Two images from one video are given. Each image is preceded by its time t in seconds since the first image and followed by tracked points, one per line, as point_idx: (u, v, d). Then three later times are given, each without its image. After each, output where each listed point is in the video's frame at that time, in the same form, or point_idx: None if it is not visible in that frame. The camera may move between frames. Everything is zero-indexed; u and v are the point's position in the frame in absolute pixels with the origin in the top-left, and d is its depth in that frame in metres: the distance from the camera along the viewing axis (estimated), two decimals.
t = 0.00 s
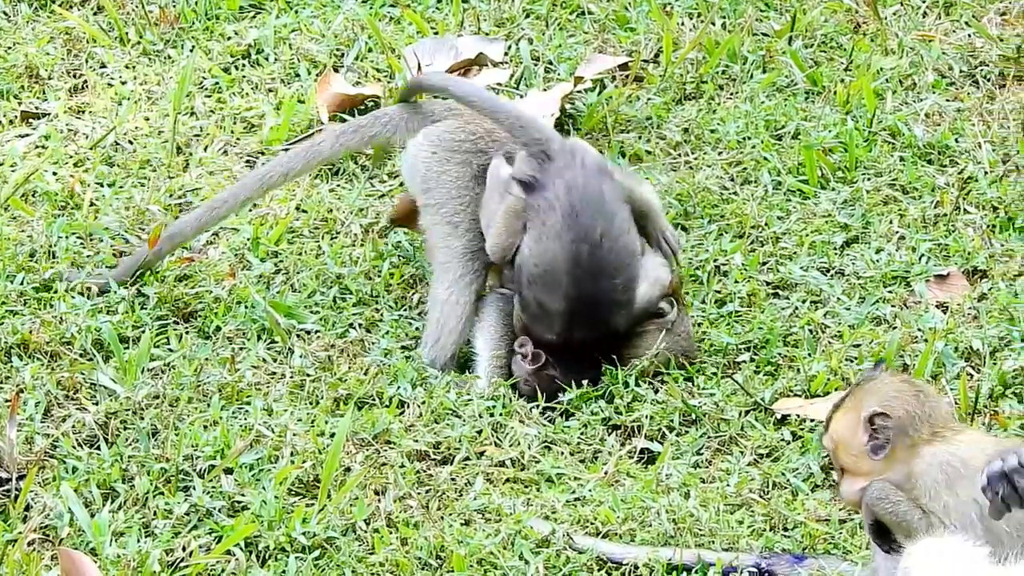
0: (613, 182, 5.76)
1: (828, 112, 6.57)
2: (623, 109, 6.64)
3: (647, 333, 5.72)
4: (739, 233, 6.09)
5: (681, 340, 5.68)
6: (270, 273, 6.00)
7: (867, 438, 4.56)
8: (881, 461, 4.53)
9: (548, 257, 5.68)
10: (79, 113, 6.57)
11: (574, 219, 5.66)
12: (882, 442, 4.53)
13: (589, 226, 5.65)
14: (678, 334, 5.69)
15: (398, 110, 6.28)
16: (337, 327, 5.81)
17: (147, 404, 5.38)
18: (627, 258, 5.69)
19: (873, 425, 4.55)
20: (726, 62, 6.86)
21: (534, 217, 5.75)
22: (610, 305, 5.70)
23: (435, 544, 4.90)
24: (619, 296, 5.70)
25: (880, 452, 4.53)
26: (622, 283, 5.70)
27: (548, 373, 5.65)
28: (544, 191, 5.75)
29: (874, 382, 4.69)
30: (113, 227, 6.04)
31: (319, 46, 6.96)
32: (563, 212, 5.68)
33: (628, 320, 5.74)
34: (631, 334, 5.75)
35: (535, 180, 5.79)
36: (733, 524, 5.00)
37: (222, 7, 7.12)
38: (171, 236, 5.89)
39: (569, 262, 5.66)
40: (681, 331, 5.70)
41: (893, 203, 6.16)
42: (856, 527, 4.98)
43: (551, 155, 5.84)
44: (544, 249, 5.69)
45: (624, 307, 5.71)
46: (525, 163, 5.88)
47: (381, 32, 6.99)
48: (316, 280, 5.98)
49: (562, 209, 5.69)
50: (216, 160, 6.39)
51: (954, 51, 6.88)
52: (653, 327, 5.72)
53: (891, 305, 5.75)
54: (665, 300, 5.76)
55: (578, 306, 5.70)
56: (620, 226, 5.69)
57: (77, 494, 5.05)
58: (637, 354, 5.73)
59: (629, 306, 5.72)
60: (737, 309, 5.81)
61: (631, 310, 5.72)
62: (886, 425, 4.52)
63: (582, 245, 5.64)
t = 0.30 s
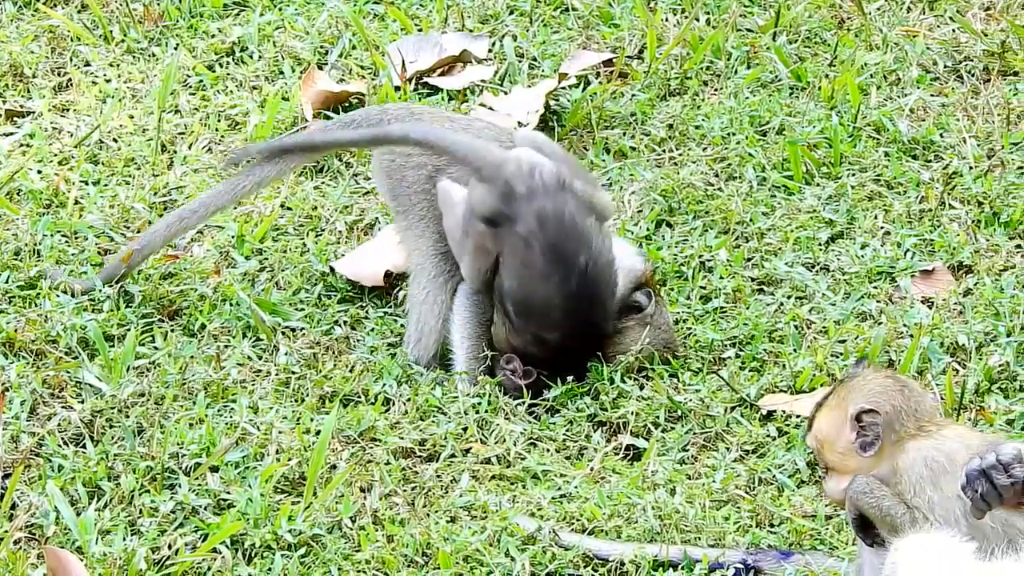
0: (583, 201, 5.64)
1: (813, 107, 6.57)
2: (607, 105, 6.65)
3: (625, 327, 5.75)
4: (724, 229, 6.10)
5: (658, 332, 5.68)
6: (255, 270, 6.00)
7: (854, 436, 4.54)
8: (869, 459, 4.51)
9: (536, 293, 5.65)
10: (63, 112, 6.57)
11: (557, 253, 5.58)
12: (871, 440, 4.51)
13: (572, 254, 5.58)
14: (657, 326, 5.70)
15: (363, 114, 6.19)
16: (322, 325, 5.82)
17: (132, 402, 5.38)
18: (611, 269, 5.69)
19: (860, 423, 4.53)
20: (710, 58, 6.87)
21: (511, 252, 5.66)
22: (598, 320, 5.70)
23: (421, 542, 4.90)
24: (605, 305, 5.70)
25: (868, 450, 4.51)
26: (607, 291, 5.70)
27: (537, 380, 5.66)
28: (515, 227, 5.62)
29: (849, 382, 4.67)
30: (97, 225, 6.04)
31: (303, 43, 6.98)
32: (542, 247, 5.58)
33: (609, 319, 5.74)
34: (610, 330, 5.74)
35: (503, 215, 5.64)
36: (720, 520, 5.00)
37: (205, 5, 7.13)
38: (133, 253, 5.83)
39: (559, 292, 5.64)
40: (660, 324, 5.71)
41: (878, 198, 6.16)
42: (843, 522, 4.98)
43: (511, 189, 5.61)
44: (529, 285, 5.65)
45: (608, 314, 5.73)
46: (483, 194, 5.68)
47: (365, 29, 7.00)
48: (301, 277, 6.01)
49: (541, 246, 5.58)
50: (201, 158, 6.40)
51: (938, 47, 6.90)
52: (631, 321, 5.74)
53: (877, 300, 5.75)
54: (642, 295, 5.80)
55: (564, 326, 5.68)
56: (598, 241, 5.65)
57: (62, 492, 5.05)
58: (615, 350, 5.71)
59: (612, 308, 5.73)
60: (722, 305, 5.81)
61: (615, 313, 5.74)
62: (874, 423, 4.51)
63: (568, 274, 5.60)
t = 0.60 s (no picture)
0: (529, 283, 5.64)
1: (802, 104, 6.57)
2: (597, 104, 6.66)
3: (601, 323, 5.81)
4: (714, 227, 6.09)
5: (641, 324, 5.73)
6: (244, 269, 6.01)
7: (859, 433, 4.42)
8: (877, 451, 4.43)
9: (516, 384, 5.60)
10: (53, 111, 6.58)
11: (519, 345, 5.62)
12: (879, 432, 4.42)
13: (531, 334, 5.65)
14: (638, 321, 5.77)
15: (313, 145, 6.19)
16: (312, 323, 5.82)
17: (122, 401, 5.39)
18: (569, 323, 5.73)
19: (862, 417, 4.43)
20: (699, 56, 6.87)
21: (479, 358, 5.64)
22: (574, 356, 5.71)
23: (411, 540, 4.90)
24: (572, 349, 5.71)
25: (877, 445, 4.42)
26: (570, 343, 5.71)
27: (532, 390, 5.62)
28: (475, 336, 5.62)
29: (837, 384, 4.57)
30: (87, 224, 6.04)
31: (292, 42, 6.99)
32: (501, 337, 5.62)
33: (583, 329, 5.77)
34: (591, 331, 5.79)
35: (462, 330, 5.61)
36: (710, 518, 5.00)
37: (195, 5, 7.15)
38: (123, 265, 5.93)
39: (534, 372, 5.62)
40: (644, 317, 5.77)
41: (868, 195, 6.16)
42: (833, 520, 4.97)
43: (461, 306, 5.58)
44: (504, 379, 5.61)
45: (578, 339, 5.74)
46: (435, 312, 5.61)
47: (354, 27, 7.01)
48: (290, 276, 6.01)
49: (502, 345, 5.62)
50: (191, 156, 6.39)
51: (927, 44, 6.90)
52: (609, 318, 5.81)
53: (867, 297, 5.74)
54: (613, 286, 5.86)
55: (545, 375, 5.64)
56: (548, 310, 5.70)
57: (53, 491, 5.05)
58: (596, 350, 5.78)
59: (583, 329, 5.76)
60: (712, 302, 5.80)
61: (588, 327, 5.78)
62: (879, 412, 4.42)
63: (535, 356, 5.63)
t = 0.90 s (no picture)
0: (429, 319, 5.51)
1: (800, 104, 6.58)
2: (595, 104, 6.66)
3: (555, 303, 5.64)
4: (711, 226, 6.09)
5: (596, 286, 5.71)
6: (242, 269, 6.02)
7: (863, 429, 4.40)
8: (877, 450, 4.39)
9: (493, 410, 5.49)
10: (51, 111, 6.59)
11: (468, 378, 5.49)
12: (883, 431, 4.39)
13: (483, 354, 5.49)
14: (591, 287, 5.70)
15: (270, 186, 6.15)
16: (309, 322, 5.82)
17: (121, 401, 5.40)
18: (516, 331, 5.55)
19: (868, 414, 4.40)
20: (697, 55, 6.87)
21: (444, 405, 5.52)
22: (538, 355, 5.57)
23: (409, 539, 4.90)
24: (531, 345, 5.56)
25: (879, 444, 4.38)
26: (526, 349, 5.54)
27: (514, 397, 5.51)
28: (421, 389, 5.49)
29: (839, 377, 4.51)
30: (85, 224, 6.05)
31: (290, 42, 7.00)
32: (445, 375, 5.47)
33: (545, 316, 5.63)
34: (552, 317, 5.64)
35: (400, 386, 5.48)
36: (708, 517, 5.00)
37: (192, 5, 7.16)
38: (121, 253, 5.97)
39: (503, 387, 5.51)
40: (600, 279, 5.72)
41: (866, 194, 6.16)
42: (830, 519, 4.97)
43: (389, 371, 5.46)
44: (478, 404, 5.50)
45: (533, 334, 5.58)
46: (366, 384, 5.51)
47: (352, 27, 7.01)
48: (288, 276, 6.01)
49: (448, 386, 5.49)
50: (188, 156, 6.40)
51: (925, 43, 6.90)
52: (557, 296, 5.64)
53: (865, 297, 5.74)
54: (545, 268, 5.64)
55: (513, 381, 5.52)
56: (473, 331, 5.49)
57: (51, 491, 5.05)
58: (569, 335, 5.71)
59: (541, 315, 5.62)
60: (710, 302, 5.79)
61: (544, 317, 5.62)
62: (886, 412, 4.40)
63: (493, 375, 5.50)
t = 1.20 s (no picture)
0: (466, 260, 5.55)
1: (801, 104, 6.58)
2: (595, 104, 6.66)
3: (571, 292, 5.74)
4: (712, 227, 6.09)
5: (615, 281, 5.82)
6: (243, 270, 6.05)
7: (873, 425, 4.37)
8: (885, 447, 4.36)
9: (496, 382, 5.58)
10: (53, 112, 6.60)
11: (483, 339, 5.56)
12: (893, 428, 4.35)
13: (501, 321, 5.58)
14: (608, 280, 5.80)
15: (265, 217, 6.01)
16: (310, 325, 5.90)
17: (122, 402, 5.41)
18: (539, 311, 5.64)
19: (879, 410, 4.37)
20: (698, 56, 6.88)
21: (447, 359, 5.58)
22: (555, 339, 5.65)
23: (410, 540, 4.90)
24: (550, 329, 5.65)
25: (888, 441, 4.35)
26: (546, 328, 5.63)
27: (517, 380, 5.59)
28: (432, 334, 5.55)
29: (852, 372, 4.49)
30: (86, 225, 6.06)
31: (291, 43, 7.00)
32: (462, 326, 5.55)
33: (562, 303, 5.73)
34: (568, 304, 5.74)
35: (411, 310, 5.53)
36: (708, 517, 4.99)
37: (194, 6, 7.18)
38: (122, 254, 5.99)
39: (512, 366, 5.58)
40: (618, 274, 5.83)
41: (867, 194, 6.16)
42: (831, 519, 4.97)
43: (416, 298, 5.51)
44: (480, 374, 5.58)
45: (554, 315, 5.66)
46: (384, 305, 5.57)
47: (353, 28, 7.02)
48: (289, 277, 6.03)
49: (461, 342, 5.55)
50: (190, 157, 6.41)
51: (926, 43, 6.89)
52: (577, 287, 5.75)
53: (866, 297, 5.74)
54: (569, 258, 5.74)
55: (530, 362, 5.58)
56: (492, 269, 5.58)
57: (52, 492, 5.06)
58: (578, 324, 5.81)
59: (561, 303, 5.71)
60: (711, 302, 5.79)
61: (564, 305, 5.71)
62: (897, 409, 4.36)
63: (509, 347, 5.57)
